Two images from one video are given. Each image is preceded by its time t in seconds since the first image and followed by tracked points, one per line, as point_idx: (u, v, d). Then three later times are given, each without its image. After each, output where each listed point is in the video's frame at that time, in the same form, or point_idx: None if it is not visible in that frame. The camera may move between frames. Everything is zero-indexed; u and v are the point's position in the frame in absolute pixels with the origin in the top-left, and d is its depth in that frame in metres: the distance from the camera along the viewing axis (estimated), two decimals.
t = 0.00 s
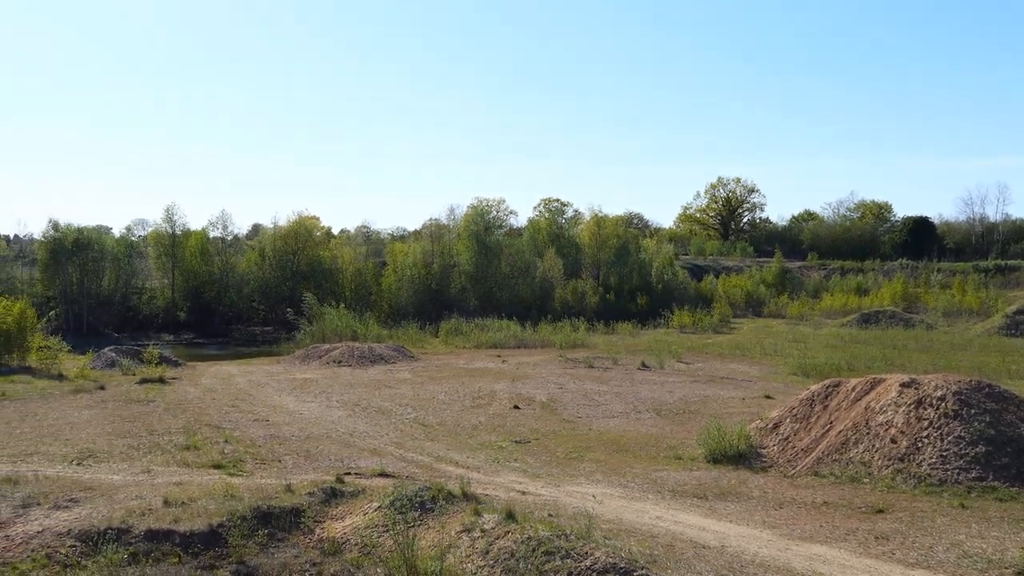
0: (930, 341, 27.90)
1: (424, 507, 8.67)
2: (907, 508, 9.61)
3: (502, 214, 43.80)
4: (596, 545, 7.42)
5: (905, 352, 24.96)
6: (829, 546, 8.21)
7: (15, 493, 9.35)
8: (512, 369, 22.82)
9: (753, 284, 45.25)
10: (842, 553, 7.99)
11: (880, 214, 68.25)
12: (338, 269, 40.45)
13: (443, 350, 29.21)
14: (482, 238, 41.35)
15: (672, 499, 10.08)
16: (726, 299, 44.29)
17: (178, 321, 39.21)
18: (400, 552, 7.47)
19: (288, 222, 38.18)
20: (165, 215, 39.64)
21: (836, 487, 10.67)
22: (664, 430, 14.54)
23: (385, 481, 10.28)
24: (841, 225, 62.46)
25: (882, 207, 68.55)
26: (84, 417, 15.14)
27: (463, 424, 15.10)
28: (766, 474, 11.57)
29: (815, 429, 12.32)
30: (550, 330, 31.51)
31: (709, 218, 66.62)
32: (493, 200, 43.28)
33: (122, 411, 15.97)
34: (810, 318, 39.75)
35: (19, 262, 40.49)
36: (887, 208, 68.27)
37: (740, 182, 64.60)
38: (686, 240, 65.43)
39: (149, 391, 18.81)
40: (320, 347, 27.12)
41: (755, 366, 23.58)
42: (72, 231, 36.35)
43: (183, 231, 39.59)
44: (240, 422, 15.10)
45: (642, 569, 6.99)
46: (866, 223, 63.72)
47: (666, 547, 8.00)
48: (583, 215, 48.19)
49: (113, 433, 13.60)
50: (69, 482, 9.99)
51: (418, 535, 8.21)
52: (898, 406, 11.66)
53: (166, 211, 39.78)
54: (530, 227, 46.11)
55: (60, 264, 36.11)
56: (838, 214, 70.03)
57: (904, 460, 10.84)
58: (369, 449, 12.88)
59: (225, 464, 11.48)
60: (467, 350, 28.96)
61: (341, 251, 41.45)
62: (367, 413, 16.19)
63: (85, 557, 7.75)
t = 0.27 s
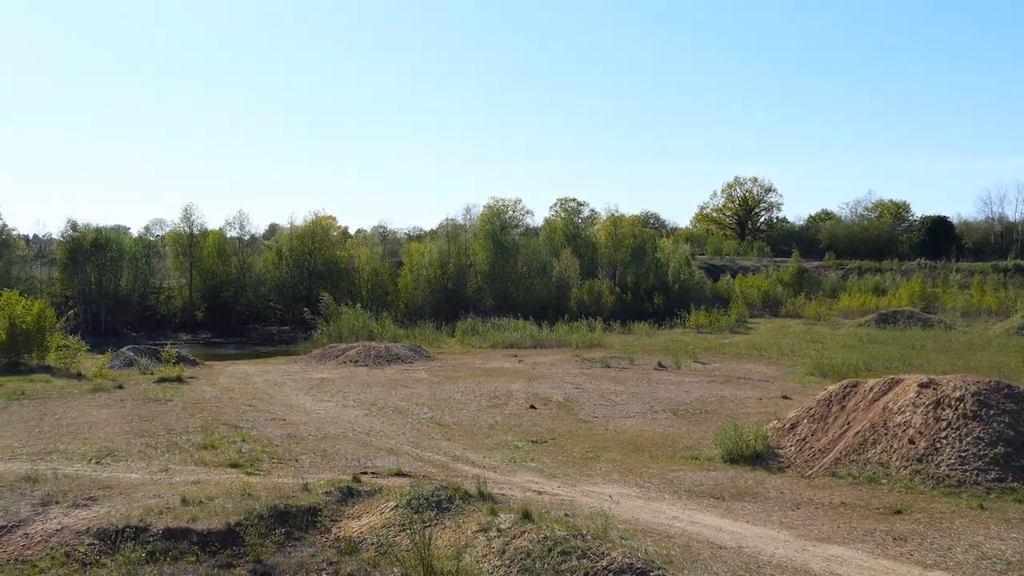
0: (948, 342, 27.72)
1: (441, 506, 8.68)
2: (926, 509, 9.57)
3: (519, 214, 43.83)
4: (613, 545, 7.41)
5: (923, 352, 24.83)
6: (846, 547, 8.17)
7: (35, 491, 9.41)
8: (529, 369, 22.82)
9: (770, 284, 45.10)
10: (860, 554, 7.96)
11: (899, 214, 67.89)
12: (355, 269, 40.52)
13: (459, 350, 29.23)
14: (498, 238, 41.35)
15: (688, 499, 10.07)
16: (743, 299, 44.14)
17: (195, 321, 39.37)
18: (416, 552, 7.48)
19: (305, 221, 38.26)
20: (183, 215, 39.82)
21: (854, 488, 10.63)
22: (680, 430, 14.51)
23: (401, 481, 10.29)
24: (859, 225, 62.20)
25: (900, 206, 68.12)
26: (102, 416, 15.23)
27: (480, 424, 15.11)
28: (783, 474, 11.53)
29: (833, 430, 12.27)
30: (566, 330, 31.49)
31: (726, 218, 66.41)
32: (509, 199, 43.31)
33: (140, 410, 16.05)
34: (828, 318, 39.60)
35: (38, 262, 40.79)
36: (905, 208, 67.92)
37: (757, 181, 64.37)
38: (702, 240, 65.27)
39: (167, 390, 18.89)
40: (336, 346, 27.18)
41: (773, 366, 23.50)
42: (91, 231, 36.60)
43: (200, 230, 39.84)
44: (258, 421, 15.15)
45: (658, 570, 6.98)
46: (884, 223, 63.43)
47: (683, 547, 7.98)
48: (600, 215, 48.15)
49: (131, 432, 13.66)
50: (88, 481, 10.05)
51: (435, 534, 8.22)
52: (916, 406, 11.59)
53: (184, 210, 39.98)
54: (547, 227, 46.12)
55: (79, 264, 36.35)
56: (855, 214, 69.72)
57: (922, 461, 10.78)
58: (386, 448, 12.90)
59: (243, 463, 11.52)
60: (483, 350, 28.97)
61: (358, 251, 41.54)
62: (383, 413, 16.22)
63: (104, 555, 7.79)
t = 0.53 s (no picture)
0: (965, 343, 27.57)
1: (455, 507, 8.69)
2: (942, 510, 9.52)
3: (533, 215, 43.84)
4: (627, 546, 7.40)
5: (940, 353, 24.69)
6: (862, 549, 8.14)
7: (51, 491, 9.46)
8: (543, 369, 22.82)
9: (785, 284, 44.97)
10: (875, 556, 7.92)
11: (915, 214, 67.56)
12: (369, 269, 40.54)
13: (474, 350, 29.24)
14: (513, 239, 41.32)
15: (703, 500, 10.05)
16: (758, 299, 43.98)
17: (211, 321, 39.41)
18: (430, 552, 7.48)
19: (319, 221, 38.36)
20: (199, 215, 39.99)
21: (869, 489, 10.59)
22: (695, 431, 14.48)
23: (415, 481, 10.31)
24: (874, 225, 61.99)
25: (917, 206, 67.60)
26: (118, 416, 15.30)
27: (494, 425, 15.11)
28: (798, 475, 11.50)
29: (848, 430, 12.23)
30: (581, 331, 31.47)
31: (741, 218, 66.23)
32: (523, 200, 43.31)
33: (155, 409, 16.12)
34: (843, 319, 39.48)
35: (55, 263, 41.01)
36: (922, 208, 67.60)
37: (772, 182, 64.15)
38: (717, 240, 65.20)
39: (182, 390, 18.96)
40: (351, 347, 27.23)
41: (788, 366, 23.42)
42: (107, 231, 36.75)
43: (215, 231, 39.94)
44: (273, 421, 15.19)
45: (673, 570, 6.97)
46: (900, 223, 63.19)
47: (697, 548, 7.97)
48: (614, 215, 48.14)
49: (147, 432, 13.71)
50: (104, 480, 10.10)
51: (449, 534, 8.22)
52: (932, 407, 11.54)
53: (200, 211, 40.17)
54: (561, 227, 46.11)
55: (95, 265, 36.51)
56: (871, 214, 69.45)
57: (938, 462, 10.74)
58: (400, 448, 12.91)
59: (257, 463, 11.55)
60: (498, 350, 28.98)
61: (372, 252, 41.59)
62: (398, 413, 16.24)
63: (119, 554, 7.82)
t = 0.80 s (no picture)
0: (984, 343, 27.42)
1: (472, 507, 8.70)
2: (960, 512, 9.47)
3: (549, 215, 43.81)
4: (644, 547, 7.39)
5: (958, 353, 24.56)
6: (879, 550, 8.10)
7: (69, 489, 9.52)
8: (559, 369, 22.81)
9: (802, 284, 44.78)
10: (894, 557, 7.88)
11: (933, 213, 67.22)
12: (385, 269, 40.55)
13: (490, 350, 29.25)
14: (529, 238, 41.18)
15: (720, 500, 10.03)
16: (775, 299, 43.79)
17: (228, 320, 39.65)
18: (447, 552, 7.48)
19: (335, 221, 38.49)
20: (216, 215, 40.15)
21: (887, 490, 10.54)
22: (711, 431, 14.45)
23: (431, 481, 10.32)
24: (892, 225, 61.70)
25: (934, 205, 67.43)
26: (136, 415, 15.37)
27: (510, 424, 15.11)
28: (815, 476, 11.47)
29: (865, 432, 12.17)
30: (597, 331, 31.46)
31: (758, 218, 66.01)
32: (539, 200, 43.29)
33: (173, 409, 16.19)
34: (860, 319, 39.30)
35: (73, 263, 41.26)
36: (940, 207, 67.29)
37: (789, 181, 63.89)
38: (733, 240, 65.06)
39: (200, 389, 19.04)
40: (367, 346, 27.28)
41: (805, 367, 23.33)
42: (125, 231, 36.92)
43: (233, 231, 40.10)
44: (289, 420, 15.24)
45: (689, 571, 6.95)
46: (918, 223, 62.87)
47: (714, 549, 7.95)
48: (630, 215, 48.14)
49: (165, 431, 13.77)
50: (121, 479, 10.15)
51: (465, 534, 8.22)
52: (950, 408, 11.46)
53: (217, 211, 40.34)
54: (577, 227, 46.07)
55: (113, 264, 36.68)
56: (889, 213, 69.15)
57: (957, 463, 10.68)
58: (416, 448, 12.93)
59: (274, 462, 11.59)
60: (514, 350, 28.99)
61: (388, 251, 41.59)
62: (414, 413, 16.26)
63: (137, 553, 7.85)
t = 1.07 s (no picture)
0: (1002, 345, 27.24)
1: (488, 507, 8.70)
2: (979, 513, 9.42)
3: (566, 215, 43.80)
4: (660, 547, 7.38)
5: (976, 354, 24.42)
6: (897, 552, 8.07)
7: (88, 488, 9.57)
8: (576, 369, 22.79)
9: (819, 284, 44.62)
10: (911, 559, 7.85)
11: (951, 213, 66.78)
12: (402, 269, 40.60)
13: (507, 351, 29.27)
14: (545, 239, 41.22)
15: (736, 501, 10.00)
16: (792, 300, 43.63)
17: (245, 321, 39.78)
18: (462, 552, 7.49)
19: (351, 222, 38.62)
20: (233, 215, 40.29)
21: (905, 491, 10.50)
22: (728, 432, 14.41)
23: (447, 481, 10.34)
24: (910, 225, 61.43)
25: (953, 205, 67.10)
26: (154, 415, 15.44)
27: (526, 425, 15.11)
28: (832, 477, 11.43)
29: (883, 433, 12.12)
30: (613, 331, 31.43)
31: (775, 219, 65.79)
32: (555, 200, 43.28)
33: (191, 408, 16.26)
34: (878, 320, 39.15)
35: (92, 263, 41.50)
36: (958, 206, 66.96)
37: (806, 181, 63.64)
38: (750, 240, 64.88)
39: (217, 389, 19.11)
40: (384, 346, 27.32)
41: (822, 368, 23.25)
42: (143, 232, 37.08)
43: (249, 231, 40.15)
44: (306, 420, 15.28)
45: (705, 572, 6.94)
46: (936, 223, 62.57)
47: (731, 550, 7.93)
48: (646, 215, 48.11)
49: (182, 431, 13.83)
50: (139, 478, 10.19)
51: (482, 534, 8.23)
52: (969, 409, 11.40)
53: (234, 212, 40.49)
54: (594, 227, 46.05)
55: (131, 265, 36.86)
56: (907, 213, 68.83)
57: (975, 465, 10.62)
58: (432, 448, 12.95)
59: (290, 461, 11.62)
60: (530, 351, 28.99)
61: (405, 252, 41.68)
62: (430, 413, 16.28)
63: (154, 552, 7.89)
